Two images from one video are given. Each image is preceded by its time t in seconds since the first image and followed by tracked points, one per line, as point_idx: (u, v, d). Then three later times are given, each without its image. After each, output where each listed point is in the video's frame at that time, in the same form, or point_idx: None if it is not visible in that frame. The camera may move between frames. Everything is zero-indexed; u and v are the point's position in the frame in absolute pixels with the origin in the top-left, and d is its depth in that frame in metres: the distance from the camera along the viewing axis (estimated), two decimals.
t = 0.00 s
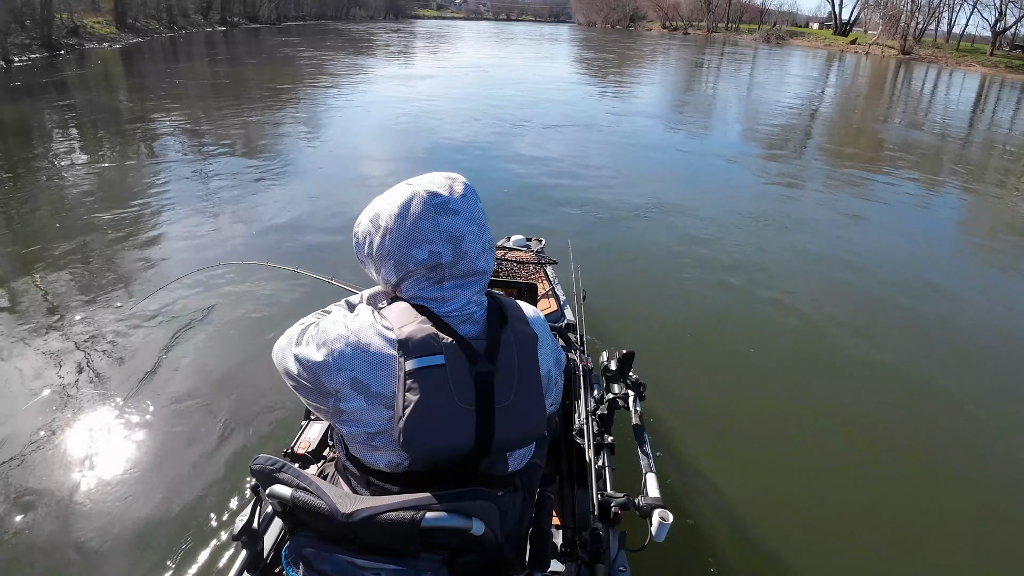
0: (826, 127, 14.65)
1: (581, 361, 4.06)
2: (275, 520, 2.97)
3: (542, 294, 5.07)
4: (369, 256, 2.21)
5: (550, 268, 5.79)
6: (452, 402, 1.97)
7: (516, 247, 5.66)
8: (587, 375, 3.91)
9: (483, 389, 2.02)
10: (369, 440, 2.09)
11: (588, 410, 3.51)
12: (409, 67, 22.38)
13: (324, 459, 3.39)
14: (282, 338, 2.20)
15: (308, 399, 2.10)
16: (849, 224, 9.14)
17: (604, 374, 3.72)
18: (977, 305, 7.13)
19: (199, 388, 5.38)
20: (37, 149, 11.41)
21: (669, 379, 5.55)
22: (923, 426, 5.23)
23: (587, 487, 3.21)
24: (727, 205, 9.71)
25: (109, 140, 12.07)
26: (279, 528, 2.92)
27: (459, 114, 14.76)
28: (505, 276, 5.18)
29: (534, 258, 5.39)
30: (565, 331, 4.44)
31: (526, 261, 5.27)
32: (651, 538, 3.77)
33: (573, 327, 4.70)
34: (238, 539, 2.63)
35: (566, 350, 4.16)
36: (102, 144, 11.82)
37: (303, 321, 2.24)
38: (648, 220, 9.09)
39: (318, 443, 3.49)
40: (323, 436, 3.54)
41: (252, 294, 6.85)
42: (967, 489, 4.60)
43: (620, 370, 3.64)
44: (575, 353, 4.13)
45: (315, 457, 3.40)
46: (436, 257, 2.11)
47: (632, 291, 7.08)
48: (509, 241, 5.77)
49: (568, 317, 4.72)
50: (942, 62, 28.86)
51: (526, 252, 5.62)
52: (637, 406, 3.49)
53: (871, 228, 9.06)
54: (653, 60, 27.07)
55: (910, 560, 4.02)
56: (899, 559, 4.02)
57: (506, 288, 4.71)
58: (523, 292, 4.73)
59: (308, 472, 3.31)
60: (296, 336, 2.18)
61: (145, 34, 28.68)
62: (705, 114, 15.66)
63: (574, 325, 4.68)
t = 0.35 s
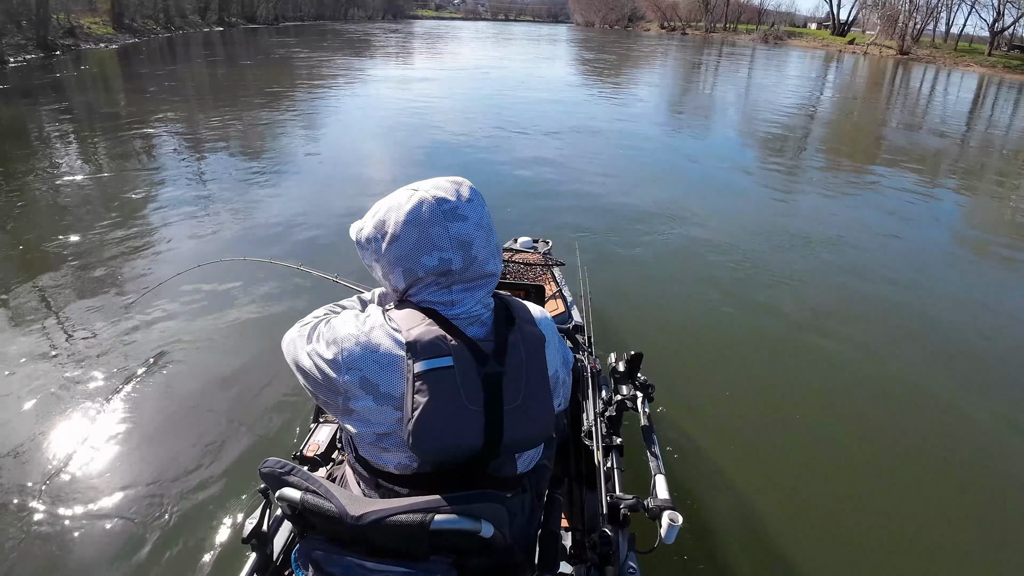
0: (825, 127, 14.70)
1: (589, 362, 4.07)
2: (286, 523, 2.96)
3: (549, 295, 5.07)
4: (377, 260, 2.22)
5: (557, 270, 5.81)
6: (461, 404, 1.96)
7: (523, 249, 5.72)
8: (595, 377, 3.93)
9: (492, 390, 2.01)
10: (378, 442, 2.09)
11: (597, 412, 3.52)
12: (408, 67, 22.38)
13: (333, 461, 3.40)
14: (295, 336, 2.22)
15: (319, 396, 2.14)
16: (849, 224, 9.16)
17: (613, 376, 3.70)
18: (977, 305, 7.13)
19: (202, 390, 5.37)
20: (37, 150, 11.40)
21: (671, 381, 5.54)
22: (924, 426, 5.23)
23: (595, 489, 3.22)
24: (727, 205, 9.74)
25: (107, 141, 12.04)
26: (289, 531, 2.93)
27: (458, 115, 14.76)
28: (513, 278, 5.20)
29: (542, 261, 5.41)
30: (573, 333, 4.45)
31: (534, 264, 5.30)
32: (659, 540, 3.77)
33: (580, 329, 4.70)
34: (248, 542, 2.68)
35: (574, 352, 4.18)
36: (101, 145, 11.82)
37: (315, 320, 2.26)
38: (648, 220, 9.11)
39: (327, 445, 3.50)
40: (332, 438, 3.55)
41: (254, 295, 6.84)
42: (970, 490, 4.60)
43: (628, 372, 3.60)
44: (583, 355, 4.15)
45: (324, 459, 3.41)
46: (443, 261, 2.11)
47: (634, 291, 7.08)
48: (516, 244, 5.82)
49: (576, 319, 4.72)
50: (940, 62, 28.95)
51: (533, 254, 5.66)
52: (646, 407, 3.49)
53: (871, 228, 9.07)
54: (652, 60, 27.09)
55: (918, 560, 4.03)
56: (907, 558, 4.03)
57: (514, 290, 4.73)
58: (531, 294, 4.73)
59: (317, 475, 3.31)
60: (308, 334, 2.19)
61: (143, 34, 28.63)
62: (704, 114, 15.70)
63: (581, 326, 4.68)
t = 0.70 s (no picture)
0: (823, 127, 14.74)
1: (596, 363, 4.08)
2: (292, 523, 2.93)
3: (554, 295, 5.04)
4: (375, 264, 2.22)
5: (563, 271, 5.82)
6: (463, 407, 1.95)
7: (529, 249, 5.75)
8: (601, 377, 3.91)
9: (495, 394, 2.00)
10: (381, 445, 2.08)
11: (603, 412, 3.48)
12: (406, 67, 22.36)
13: (339, 462, 3.40)
14: (295, 341, 2.21)
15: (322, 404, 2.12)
16: (846, 224, 9.18)
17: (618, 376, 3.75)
18: (974, 305, 7.14)
19: (201, 391, 5.35)
20: (33, 151, 11.35)
21: (671, 382, 5.53)
22: (924, 427, 5.23)
23: (601, 490, 3.23)
24: (725, 205, 9.77)
25: (104, 142, 12.01)
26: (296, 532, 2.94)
27: (457, 115, 14.76)
28: (517, 278, 5.21)
29: (547, 262, 5.42)
30: (579, 334, 4.45)
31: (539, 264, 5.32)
32: (666, 541, 3.77)
33: (586, 330, 4.67)
34: (255, 542, 2.73)
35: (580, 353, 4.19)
36: (98, 145, 11.78)
37: (316, 322, 2.24)
38: (647, 219, 9.13)
39: (333, 446, 3.49)
40: (338, 439, 3.54)
41: (253, 295, 6.82)
42: (970, 490, 4.60)
43: (634, 373, 3.66)
44: (589, 355, 4.16)
45: (331, 459, 3.41)
46: (438, 259, 2.10)
47: (634, 291, 7.08)
48: (521, 245, 5.84)
49: (581, 319, 4.71)
50: (937, 62, 29.07)
51: (538, 255, 5.69)
52: (652, 408, 3.48)
53: (868, 228, 9.09)
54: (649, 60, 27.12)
55: (923, 560, 4.03)
56: (912, 558, 4.04)
57: (519, 291, 4.73)
58: (536, 295, 4.74)
59: (323, 475, 3.30)
60: (309, 338, 2.18)
61: (139, 35, 28.52)
62: (702, 114, 15.73)
63: (587, 327, 4.68)
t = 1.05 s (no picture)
0: (819, 127, 14.79)
1: (600, 364, 4.07)
2: (296, 523, 2.94)
3: (558, 296, 5.08)
4: (382, 262, 2.21)
5: (566, 271, 5.82)
6: (466, 407, 1.94)
7: (532, 249, 5.75)
8: (605, 378, 3.92)
9: (497, 395, 1.99)
10: (383, 445, 2.07)
11: (607, 413, 3.50)
12: (401, 68, 22.33)
13: (343, 462, 3.39)
14: (301, 339, 2.20)
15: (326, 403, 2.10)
16: (843, 224, 9.21)
17: (622, 377, 3.72)
18: (972, 305, 7.16)
19: (199, 392, 5.33)
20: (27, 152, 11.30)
21: (673, 382, 5.55)
22: (925, 427, 5.24)
23: (605, 490, 3.23)
24: (722, 205, 9.79)
25: (100, 143, 11.96)
26: (300, 531, 2.93)
27: (453, 115, 14.75)
28: (521, 279, 5.21)
29: (551, 262, 5.43)
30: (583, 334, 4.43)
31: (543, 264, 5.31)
32: (670, 542, 3.78)
33: (591, 330, 4.70)
34: (258, 542, 2.67)
35: (585, 353, 4.14)
36: (92, 146, 11.73)
37: (321, 322, 2.23)
38: (644, 219, 9.15)
39: (338, 446, 3.48)
40: (343, 439, 3.53)
41: (251, 295, 6.81)
42: (970, 490, 4.61)
43: (638, 373, 3.63)
44: (593, 356, 4.12)
45: (335, 460, 3.40)
46: (443, 257, 2.09)
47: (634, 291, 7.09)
48: (525, 245, 5.84)
49: (586, 320, 4.72)
50: (932, 62, 29.21)
51: (542, 255, 5.68)
52: (655, 409, 3.53)
53: (864, 227, 9.13)
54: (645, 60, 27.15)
55: (924, 559, 4.05)
56: (913, 557, 4.05)
57: (522, 292, 4.72)
58: (540, 295, 4.73)
59: (328, 475, 3.29)
60: (314, 336, 2.17)
61: (133, 35, 28.39)
62: (698, 114, 15.77)
63: (592, 327, 4.68)
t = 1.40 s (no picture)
0: (813, 127, 14.85)
1: (600, 364, 4.06)
2: (295, 522, 2.92)
3: (559, 297, 5.07)
4: (384, 260, 2.20)
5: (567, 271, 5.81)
6: (466, 406, 1.93)
7: (533, 249, 5.74)
8: (605, 378, 3.91)
9: (497, 394, 1.98)
10: (382, 443, 2.06)
11: (606, 413, 3.49)
12: (396, 68, 22.28)
13: (342, 461, 3.37)
14: (301, 335, 2.19)
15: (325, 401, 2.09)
16: (838, 224, 9.25)
17: (622, 377, 3.71)
18: (970, 305, 7.19)
19: (194, 394, 5.30)
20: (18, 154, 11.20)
21: (674, 382, 5.56)
22: (925, 427, 5.25)
23: (604, 490, 3.22)
24: (717, 204, 9.81)
25: (91, 143, 11.87)
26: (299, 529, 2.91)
27: (448, 115, 14.73)
28: (521, 279, 5.20)
29: (551, 262, 5.43)
30: (584, 334, 4.42)
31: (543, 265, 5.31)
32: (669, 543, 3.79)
33: (591, 330, 4.69)
34: (258, 541, 2.64)
35: (585, 352, 4.13)
36: (84, 148, 11.64)
37: (324, 315, 2.23)
38: (640, 219, 9.16)
39: (337, 445, 3.45)
40: (342, 438, 3.51)
41: (247, 297, 6.77)
42: (971, 490, 4.62)
43: (638, 373, 3.62)
44: (593, 356, 4.12)
45: (335, 459, 3.38)
46: (445, 256, 2.08)
47: (633, 291, 7.11)
48: (526, 245, 5.83)
49: (586, 320, 4.71)
50: (925, 62, 29.36)
51: (542, 256, 5.67)
52: (655, 409, 3.52)
53: (861, 227, 9.16)
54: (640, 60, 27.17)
55: (924, 559, 4.06)
56: (914, 556, 4.07)
57: (523, 292, 4.71)
58: (541, 295, 4.72)
59: (327, 475, 3.27)
60: (315, 332, 2.16)
61: (124, 36, 28.18)
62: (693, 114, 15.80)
63: (592, 327, 4.67)
